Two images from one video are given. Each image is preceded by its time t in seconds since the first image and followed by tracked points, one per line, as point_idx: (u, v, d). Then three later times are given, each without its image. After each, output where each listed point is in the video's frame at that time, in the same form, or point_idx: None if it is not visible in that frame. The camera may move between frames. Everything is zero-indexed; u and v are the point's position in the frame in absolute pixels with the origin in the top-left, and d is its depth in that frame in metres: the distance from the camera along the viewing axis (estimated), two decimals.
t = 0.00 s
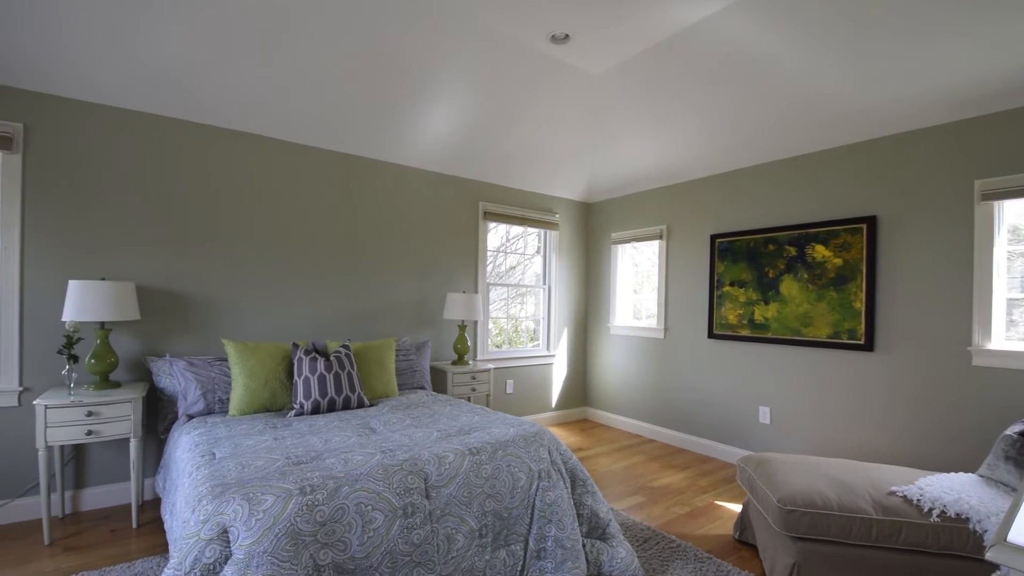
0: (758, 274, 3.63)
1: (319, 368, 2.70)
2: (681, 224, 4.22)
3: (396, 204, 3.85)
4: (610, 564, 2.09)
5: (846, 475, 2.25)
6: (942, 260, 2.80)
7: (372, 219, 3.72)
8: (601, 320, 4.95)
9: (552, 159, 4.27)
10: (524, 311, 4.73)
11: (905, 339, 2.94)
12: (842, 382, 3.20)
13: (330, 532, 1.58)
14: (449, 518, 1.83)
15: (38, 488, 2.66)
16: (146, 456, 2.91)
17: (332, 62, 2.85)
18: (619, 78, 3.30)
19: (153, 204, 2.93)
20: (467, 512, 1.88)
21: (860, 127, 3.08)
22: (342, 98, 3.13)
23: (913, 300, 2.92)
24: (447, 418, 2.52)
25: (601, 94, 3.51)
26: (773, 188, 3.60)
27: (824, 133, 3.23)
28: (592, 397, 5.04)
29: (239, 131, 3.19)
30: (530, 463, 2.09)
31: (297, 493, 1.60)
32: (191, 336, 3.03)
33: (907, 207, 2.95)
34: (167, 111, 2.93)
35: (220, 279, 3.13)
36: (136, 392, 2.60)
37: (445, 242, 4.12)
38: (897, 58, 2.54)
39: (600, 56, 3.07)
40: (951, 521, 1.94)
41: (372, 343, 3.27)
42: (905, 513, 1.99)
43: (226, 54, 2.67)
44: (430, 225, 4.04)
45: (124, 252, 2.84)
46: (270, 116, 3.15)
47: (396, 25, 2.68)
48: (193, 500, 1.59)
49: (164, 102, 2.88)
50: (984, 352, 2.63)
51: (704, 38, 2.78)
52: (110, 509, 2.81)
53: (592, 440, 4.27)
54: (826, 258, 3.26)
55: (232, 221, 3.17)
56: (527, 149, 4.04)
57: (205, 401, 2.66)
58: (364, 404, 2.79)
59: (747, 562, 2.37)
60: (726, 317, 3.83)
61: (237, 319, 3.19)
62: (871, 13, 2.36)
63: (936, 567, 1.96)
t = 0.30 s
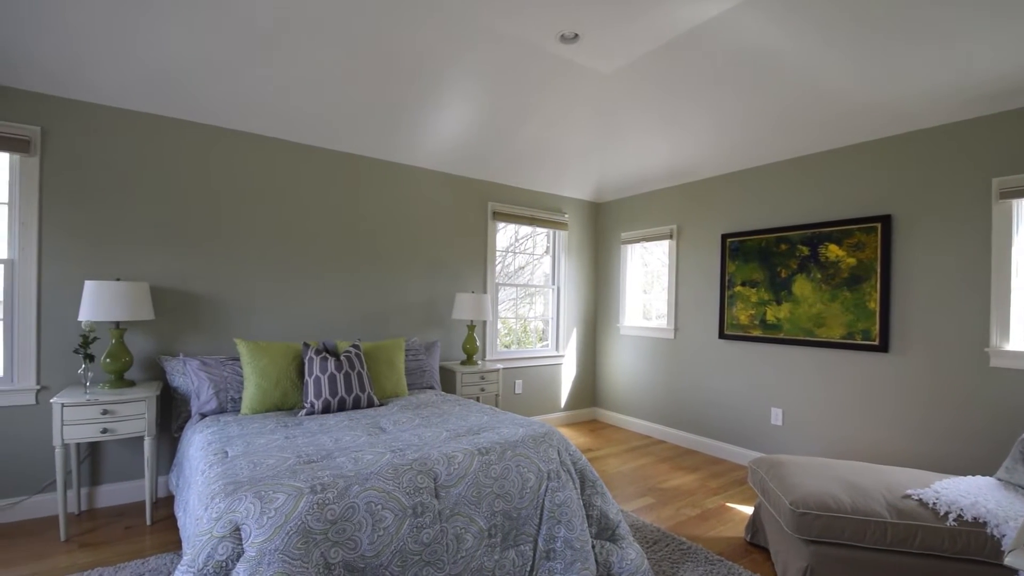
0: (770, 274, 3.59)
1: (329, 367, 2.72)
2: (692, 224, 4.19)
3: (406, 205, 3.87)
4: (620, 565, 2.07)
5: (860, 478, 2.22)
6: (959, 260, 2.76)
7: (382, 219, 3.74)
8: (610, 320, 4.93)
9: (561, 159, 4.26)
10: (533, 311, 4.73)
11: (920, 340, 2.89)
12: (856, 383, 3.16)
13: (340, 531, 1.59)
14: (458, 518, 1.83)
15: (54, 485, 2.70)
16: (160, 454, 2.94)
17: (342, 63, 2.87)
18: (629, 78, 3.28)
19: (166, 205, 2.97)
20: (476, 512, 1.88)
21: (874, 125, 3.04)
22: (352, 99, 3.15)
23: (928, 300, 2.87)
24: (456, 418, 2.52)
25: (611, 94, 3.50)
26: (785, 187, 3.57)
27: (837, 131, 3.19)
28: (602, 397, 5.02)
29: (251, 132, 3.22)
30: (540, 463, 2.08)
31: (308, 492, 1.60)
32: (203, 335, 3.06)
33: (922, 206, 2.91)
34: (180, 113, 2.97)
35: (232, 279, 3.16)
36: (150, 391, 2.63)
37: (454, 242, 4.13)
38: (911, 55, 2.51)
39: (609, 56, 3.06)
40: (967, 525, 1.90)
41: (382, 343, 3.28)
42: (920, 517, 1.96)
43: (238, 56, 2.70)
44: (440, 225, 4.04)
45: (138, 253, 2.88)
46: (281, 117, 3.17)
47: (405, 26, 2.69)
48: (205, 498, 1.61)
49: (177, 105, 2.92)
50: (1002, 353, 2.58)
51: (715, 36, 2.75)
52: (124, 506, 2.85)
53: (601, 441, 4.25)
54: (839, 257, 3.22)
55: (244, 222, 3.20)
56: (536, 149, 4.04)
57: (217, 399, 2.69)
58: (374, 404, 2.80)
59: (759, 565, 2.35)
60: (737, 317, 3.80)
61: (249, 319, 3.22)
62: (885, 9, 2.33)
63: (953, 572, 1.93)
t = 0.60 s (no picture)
0: (782, 273, 3.56)
1: (339, 367, 2.74)
2: (702, 223, 4.16)
3: (416, 205, 3.88)
4: (630, 567, 2.06)
5: (875, 480, 2.19)
6: (977, 259, 2.71)
7: (391, 220, 3.75)
8: (619, 320, 4.91)
9: (571, 159, 4.25)
10: (541, 311, 4.72)
11: (937, 341, 2.85)
12: (870, 385, 3.11)
13: (350, 530, 1.60)
14: (467, 518, 1.83)
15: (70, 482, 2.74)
16: (173, 452, 2.98)
17: (353, 65, 2.88)
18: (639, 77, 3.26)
19: (180, 206, 3.00)
20: (485, 512, 1.88)
21: (889, 122, 2.99)
22: (363, 100, 3.16)
23: (944, 301, 2.83)
24: (465, 418, 2.52)
25: (620, 94, 3.48)
26: (798, 186, 3.53)
27: (851, 129, 3.15)
28: (611, 398, 5.00)
29: (263, 134, 3.25)
30: (549, 463, 2.08)
31: (318, 490, 1.61)
32: (216, 335, 3.10)
33: (939, 205, 2.86)
34: (192, 115, 3.00)
35: (244, 279, 3.19)
36: (164, 389, 2.66)
37: (463, 242, 4.13)
38: (927, 50, 2.47)
39: (619, 55, 3.04)
40: (985, 529, 1.87)
41: (391, 343, 3.30)
42: (936, 521, 1.93)
43: (250, 59, 2.72)
44: (449, 225, 4.05)
45: (152, 253, 2.92)
46: (292, 118, 3.19)
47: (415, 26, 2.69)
48: (218, 496, 1.62)
49: (190, 107, 2.95)
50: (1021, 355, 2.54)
51: (726, 34, 2.73)
52: (138, 503, 2.88)
53: (610, 442, 4.23)
54: (853, 257, 3.18)
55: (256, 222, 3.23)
56: (545, 149, 4.03)
57: (230, 398, 2.71)
58: (384, 403, 2.81)
59: (771, 568, 2.32)
60: (749, 317, 3.76)
61: (260, 319, 3.25)
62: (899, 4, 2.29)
63: None
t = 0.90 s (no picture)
0: (795, 273, 3.52)
1: (350, 367, 2.75)
2: (713, 223, 4.13)
3: (425, 206, 3.89)
4: (640, 569, 2.04)
5: (890, 483, 2.16)
6: (996, 259, 2.66)
7: (401, 220, 3.77)
8: (629, 321, 4.89)
9: (581, 159, 4.24)
10: (550, 312, 4.71)
11: (954, 342, 2.80)
12: (886, 386, 3.07)
13: (361, 528, 1.61)
14: (477, 518, 1.83)
15: (87, 479, 2.79)
16: (186, 450, 3.01)
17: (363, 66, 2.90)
18: (649, 75, 3.24)
19: (193, 207, 3.04)
20: (495, 512, 1.88)
21: (904, 120, 2.95)
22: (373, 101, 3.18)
23: (962, 301, 2.77)
24: (474, 418, 2.53)
25: (630, 93, 3.47)
26: (810, 185, 3.49)
27: (865, 127, 3.11)
28: (620, 399, 4.98)
29: (275, 135, 3.28)
30: (558, 464, 2.07)
31: (329, 489, 1.62)
32: (228, 335, 3.13)
33: (956, 203, 2.81)
34: (206, 117, 3.04)
35: (257, 280, 3.23)
36: (178, 388, 2.70)
37: (472, 243, 4.13)
38: (944, 46, 2.43)
39: (629, 54, 3.03)
40: (1004, 534, 1.83)
41: (401, 343, 3.31)
42: (953, 525, 1.90)
43: (262, 61, 2.75)
44: (458, 226, 4.06)
45: (166, 254, 2.96)
46: (303, 120, 3.22)
47: (425, 27, 2.70)
48: (231, 493, 1.64)
49: (203, 109, 2.99)
50: None
51: (737, 31, 2.71)
52: (152, 500, 2.92)
53: (620, 443, 4.22)
54: (867, 256, 3.14)
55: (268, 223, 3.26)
56: (555, 149, 4.03)
57: (242, 397, 2.74)
58: (394, 403, 2.83)
59: (783, 571, 2.30)
60: (760, 318, 3.73)
61: (272, 319, 3.28)
62: None
63: None
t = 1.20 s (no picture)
0: (809, 273, 3.48)
1: (361, 366, 2.77)
2: (725, 223, 4.09)
3: (436, 206, 3.90)
4: (651, 571, 2.03)
5: (906, 486, 2.12)
6: (1017, 259, 2.60)
7: (412, 220, 3.78)
8: (640, 321, 4.87)
9: (591, 158, 4.22)
10: (560, 311, 4.70)
11: (973, 343, 2.74)
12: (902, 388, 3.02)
13: (372, 527, 1.61)
14: (487, 518, 1.83)
15: (103, 476, 2.83)
16: (200, 448, 3.05)
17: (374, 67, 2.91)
18: (660, 74, 3.22)
19: (208, 208, 3.08)
20: (505, 512, 1.87)
21: (922, 117, 2.90)
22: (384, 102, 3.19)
23: (982, 302, 2.72)
24: (484, 418, 2.53)
25: (641, 92, 3.45)
26: (825, 184, 3.45)
27: (882, 125, 3.06)
28: (631, 400, 4.95)
29: (287, 137, 3.31)
30: (569, 465, 2.07)
31: (341, 488, 1.63)
32: (241, 335, 3.16)
33: (976, 202, 2.75)
34: (219, 120, 3.07)
35: (269, 280, 3.26)
36: (192, 387, 2.73)
37: (482, 243, 4.13)
38: (963, 40, 2.38)
39: (640, 53, 3.01)
40: None
41: (411, 343, 3.32)
42: (972, 529, 1.86)
43: (274, 63, 2.77)
44: (468, 226, 4.06)
45: (181, 254, 3.00)
46: (315, 121, 3.24)
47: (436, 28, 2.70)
48: (244, 491, 1.66)
49: (217, 112, 3.02)
50: None
51: (749, 28, 2.68)
52: (167, 497, 2.96)
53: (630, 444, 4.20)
54: (883, 256, 3.09)
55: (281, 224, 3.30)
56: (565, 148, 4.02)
57: (255, 396, 2.77)
58: (404, 403, 2.84)
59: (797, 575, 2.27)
60: (774, 318, 3.69)
61: (284, 319, 3.30)
62: None
63: None
